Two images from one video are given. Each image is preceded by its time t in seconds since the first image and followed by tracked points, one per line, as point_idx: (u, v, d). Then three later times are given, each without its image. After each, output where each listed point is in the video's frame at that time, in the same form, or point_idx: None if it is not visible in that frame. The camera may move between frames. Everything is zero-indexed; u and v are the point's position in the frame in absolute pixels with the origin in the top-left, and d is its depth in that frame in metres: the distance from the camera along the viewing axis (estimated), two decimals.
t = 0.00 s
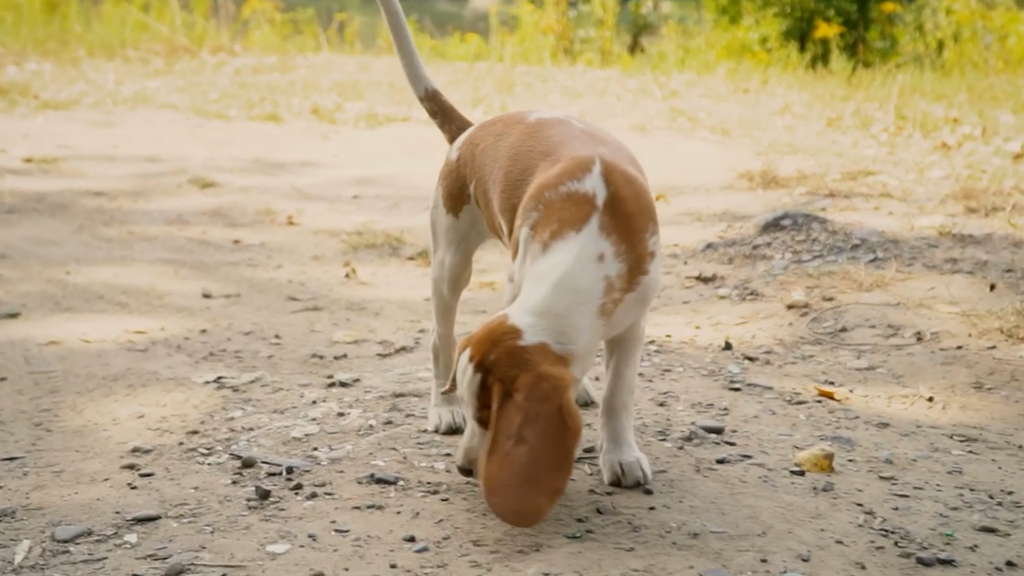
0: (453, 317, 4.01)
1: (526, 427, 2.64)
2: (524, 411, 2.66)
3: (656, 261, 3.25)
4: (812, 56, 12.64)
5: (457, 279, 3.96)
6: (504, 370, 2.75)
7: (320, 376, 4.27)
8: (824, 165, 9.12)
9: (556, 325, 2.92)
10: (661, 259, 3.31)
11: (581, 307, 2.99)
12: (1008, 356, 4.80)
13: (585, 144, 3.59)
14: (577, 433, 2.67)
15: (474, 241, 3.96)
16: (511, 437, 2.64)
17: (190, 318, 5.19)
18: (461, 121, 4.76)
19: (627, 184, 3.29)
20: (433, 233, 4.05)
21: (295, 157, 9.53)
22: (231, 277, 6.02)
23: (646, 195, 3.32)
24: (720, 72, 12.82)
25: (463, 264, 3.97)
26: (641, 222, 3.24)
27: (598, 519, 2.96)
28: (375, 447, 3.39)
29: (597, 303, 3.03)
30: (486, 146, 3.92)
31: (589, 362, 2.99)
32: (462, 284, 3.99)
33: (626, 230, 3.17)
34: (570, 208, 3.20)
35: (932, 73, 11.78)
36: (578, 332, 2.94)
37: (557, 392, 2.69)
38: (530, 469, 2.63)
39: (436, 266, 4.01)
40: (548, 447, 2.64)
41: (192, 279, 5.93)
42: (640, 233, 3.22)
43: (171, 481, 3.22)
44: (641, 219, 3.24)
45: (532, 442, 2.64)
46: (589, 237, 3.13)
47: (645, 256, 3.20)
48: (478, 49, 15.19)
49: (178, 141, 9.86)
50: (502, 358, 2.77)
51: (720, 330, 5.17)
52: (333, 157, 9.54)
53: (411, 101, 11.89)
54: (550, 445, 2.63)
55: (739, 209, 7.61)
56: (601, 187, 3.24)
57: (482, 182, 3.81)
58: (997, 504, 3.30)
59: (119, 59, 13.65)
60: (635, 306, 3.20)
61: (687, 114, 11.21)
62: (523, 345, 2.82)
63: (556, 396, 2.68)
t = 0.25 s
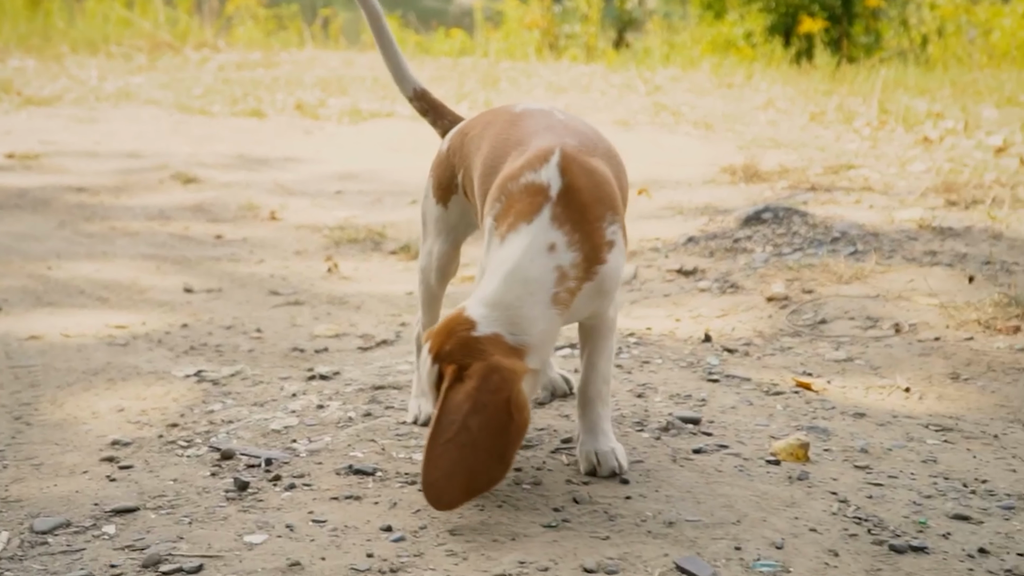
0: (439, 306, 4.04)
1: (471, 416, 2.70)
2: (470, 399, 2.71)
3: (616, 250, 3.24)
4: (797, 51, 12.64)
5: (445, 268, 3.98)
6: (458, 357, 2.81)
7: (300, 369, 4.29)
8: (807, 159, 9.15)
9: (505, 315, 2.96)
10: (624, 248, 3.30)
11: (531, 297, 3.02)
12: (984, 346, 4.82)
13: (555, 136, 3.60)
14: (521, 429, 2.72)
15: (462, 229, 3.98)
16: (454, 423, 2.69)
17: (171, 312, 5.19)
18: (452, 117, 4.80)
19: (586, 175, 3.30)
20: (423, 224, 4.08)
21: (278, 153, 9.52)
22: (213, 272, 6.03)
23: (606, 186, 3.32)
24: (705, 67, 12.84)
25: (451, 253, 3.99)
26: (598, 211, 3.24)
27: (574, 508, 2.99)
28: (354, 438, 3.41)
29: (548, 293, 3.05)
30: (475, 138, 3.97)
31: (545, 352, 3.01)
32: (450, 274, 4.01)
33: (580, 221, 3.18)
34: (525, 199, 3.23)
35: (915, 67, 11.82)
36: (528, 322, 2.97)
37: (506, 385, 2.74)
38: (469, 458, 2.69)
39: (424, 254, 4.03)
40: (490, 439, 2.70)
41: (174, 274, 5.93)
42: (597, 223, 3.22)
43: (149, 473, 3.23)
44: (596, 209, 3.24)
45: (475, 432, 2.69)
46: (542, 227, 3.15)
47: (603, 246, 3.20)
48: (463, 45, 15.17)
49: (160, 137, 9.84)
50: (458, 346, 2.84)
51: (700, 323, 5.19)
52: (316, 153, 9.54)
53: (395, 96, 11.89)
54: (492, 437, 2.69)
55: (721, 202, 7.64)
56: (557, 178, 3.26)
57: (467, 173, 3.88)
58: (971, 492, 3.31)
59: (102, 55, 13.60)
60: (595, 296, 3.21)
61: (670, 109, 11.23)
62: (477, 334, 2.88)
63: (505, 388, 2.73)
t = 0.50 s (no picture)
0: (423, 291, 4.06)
1: (419, 404, 2.82)
2: (417, 389, 2.83)
3: (568, 244, 3.27)
4: (780, 46, 12.67)
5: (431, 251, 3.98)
6: (398, 346, 2.91)
7: (280, 361, 4.31)
8: (788, 153, 9.19)
9: (448, 303, 3.03)
10: (580, 243, 3.32)
11: (475, 286, 3.08)
12: (961, 336, 4.76)
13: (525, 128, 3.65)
14: (470, 409, 2.84)
15: (445, 213, 3.98)
16: (405, 413, 2.83)
17: (152, 305, 5.20)
18: (445, 106, 4.83)
19: (541, 170, 3.35)
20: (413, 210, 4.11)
21: (261, 147, 9.52)
22: (194, 265, 6.03)
23: (562, 182, 3.36)
24: (689, 62, 12.86)
25: (438, 236, 3.99)
26: (549, 205, 3.28)
27: (550, 496, 3.01)
28: (332, 429, 3.43)
29: (492, 284, 3.10)
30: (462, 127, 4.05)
31: (493, 341, 3.06)
32: (435, 259, 4.00)
33: (529, 214, 3.23)
34: (479, 191, 3.30)
35: (898, 62, 11.87)
36: (472, 312, 3.03)
37: (446, 373, 2.83)
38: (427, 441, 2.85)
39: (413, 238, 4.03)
40: (442, 422, 2.83)
41: (155, 268, 5.93)
42: (549, 216, 3.26)
43: (128, 464, 3.25)
44: (549, 203, 3.28)
45: (427, 418, 2.83)
46: (491, 218, 3.22)
47: (554, 239, 3.23)
48: (447, 40, 15.17)
49: (143, 132, 9.83)
50: (399, 334, 2.94)
51: (680, 315, 5.22)
52: (299, 148, 9.53)
53: (379, 91, 11.88)
54: (443, 422, 2.83)
55: (703, 196, 7.67)
56: (511, 170, 3.32)
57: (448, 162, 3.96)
58: (944, 480, 3.28)
59: (85, 50, 13.55)
60: (547, 288, 3.24)
61: (653, 103, 11.25)
62: (420, 322, 2.97)
63: (446, 375, 2.83)
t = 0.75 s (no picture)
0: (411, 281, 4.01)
1: (383, 400, 2.87)
2: (380, 387, 2.87)
3: (528, 243, 3.28)
4: (768, 41, 12.68)
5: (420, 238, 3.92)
6: (357, 343, 2.94)
7: (266, 355, 4.33)
8: (774, 148, 9.21)
9: (406, 299, 3.09)
10: (543, 240, 3.33)
11: (432, 283, 3.13)
12: (943, 329, 4.77)
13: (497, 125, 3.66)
14: (432, 398, 2.89)
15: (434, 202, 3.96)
16: (371, 409, 2.89)
17: (138, 300, 5.20)
18: (436, 99, 4.84)
19: (504, 169, 3.37)
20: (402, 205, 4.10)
21: (248, 143, 9.51)
22: (180, 260, 6.03)
23: (524, 181, 3.38)
24: (676, 58, 12.86)
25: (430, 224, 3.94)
26: (510, 203, 3.30)
27: (533, 488, 3.03)
28: (317, 422, 3.45)
29: (448, 282, 3.14)
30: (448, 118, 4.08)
31: (451, 337, 3.11)
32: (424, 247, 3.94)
33: (488, 213, 3.26)
34: (442, 187, 3.35)
35: (885, 57, 11.90)
36: (428, 308, 3.08)
37: (404, 369, 2.86)
38: (397, 430, 2.92)
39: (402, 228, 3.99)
40: (407, 414, 2.89)
41: (142, 263, 5.94)
42: (509, 214, 3.29)
43: (113, 457, 3.26)
44: (509, 202, 3.30)
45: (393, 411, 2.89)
46: (449, 217, 3.26)
47: (512, 238, 3.26)
48: (435, 36, 15.15)
49: (130, 127, 9.81)
50: (358, 329, 2.97)
51: (665, 309, 5.25)
52: (286, 143, 9.53)
53: (366, 87, 11.87)
54: (408, 415, 2.88)
55: (688, 190, 7.69)
56: (473, 169, 3.35)
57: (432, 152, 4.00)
58: (925, 470, 3.27)
59: (72, 46, 13.51)
60: (507, 285, 3.28)
61: (640, 98, 11.26)
62: (379, 316, 3.02)
63: (404, 372, 2.86)
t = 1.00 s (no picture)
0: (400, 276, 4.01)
1: (353, 390, 2.93)
2: (349, 377, 2.92)
3: (495, 240, 3.26)
4: (756, 37, 12.70)
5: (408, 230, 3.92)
6: (324, 336, 2.99)
7: (253, 350, 4.34)
8: (762, 143, 9.23)
9: (369, 293, 3.12)
10: (512, 237, 3.30)
11: (395, 276, 3.16)
12: (928, 323, 4.79)
13: (474, 120, 3.63)
14: (401, 383, 2.94)
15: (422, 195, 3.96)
16: (342, 400, 2.94)
17: (125, 296, 5.20)
18: (425, 95, 4.86)
19: (473, 165, 3.36)
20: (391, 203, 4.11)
21: (236, 139, 9.50)
22: (168, 256, 6.03)
23: (493, 177, 3.36)
24: (665, 53, 12.88)
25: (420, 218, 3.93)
26: (477, 201, 3.29)
27: (518, 482, 3.05)
28: (303, 417, 3.47)
29: (411, 276, 3.16)
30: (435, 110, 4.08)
31: (415, 329, 3.16)
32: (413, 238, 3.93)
33: (454, 209, 3.25)
34: (411, 181, 3.35)
35: (873, 53, 11.92)
36: (391, 301, 3.12)
37: (371, 357, 2.91)
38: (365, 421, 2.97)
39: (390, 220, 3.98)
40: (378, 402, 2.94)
41: (129, 259, 5.93)
42: (476, 211, 3.27)
43: (100, 452, 3.27)
44: (476, 198, 3.29)
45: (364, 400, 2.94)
46: (415, 211, 3.26)
47: (478, 234, 3.24)
48: (424, 32, 15.13)
49: (117, 124, 9.79)
50: (324, 324, 3.02)
51: (652, 304, 5.26)
52: (274, 139, 9.52)
53: (354, 83, 11.86)
54: (379, 402, 2.93)
55: (675, 186, 7.71)
56: (441, 164, 3.34)
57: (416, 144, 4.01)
58: (909, 463, 3.28)
59: (59, 42, 13.45)
60: (474, 280, 3.28)
61: (628, 94, 11.28)
62: (344, 309, 3.07)
63: (371, 360, 2.91)
